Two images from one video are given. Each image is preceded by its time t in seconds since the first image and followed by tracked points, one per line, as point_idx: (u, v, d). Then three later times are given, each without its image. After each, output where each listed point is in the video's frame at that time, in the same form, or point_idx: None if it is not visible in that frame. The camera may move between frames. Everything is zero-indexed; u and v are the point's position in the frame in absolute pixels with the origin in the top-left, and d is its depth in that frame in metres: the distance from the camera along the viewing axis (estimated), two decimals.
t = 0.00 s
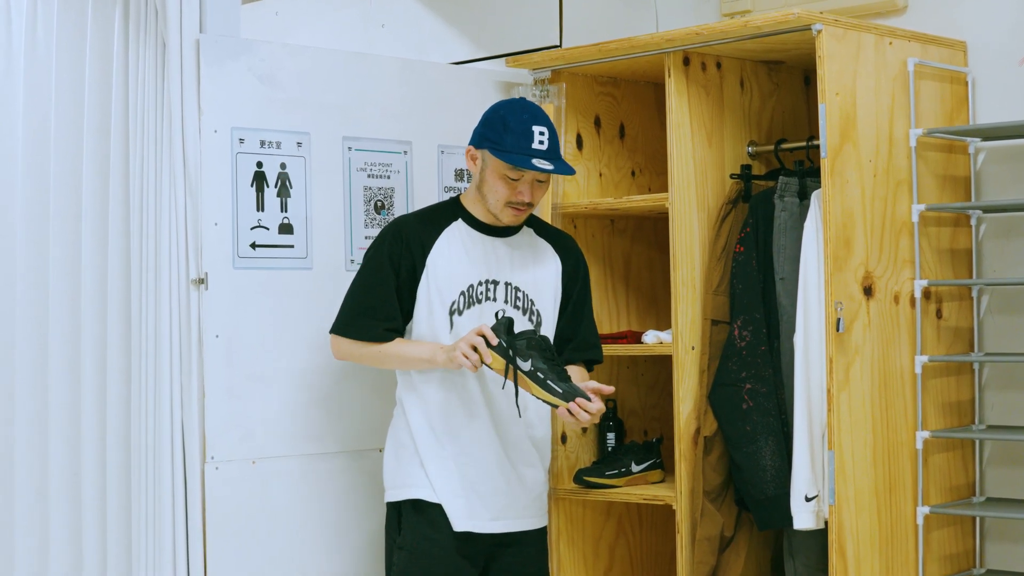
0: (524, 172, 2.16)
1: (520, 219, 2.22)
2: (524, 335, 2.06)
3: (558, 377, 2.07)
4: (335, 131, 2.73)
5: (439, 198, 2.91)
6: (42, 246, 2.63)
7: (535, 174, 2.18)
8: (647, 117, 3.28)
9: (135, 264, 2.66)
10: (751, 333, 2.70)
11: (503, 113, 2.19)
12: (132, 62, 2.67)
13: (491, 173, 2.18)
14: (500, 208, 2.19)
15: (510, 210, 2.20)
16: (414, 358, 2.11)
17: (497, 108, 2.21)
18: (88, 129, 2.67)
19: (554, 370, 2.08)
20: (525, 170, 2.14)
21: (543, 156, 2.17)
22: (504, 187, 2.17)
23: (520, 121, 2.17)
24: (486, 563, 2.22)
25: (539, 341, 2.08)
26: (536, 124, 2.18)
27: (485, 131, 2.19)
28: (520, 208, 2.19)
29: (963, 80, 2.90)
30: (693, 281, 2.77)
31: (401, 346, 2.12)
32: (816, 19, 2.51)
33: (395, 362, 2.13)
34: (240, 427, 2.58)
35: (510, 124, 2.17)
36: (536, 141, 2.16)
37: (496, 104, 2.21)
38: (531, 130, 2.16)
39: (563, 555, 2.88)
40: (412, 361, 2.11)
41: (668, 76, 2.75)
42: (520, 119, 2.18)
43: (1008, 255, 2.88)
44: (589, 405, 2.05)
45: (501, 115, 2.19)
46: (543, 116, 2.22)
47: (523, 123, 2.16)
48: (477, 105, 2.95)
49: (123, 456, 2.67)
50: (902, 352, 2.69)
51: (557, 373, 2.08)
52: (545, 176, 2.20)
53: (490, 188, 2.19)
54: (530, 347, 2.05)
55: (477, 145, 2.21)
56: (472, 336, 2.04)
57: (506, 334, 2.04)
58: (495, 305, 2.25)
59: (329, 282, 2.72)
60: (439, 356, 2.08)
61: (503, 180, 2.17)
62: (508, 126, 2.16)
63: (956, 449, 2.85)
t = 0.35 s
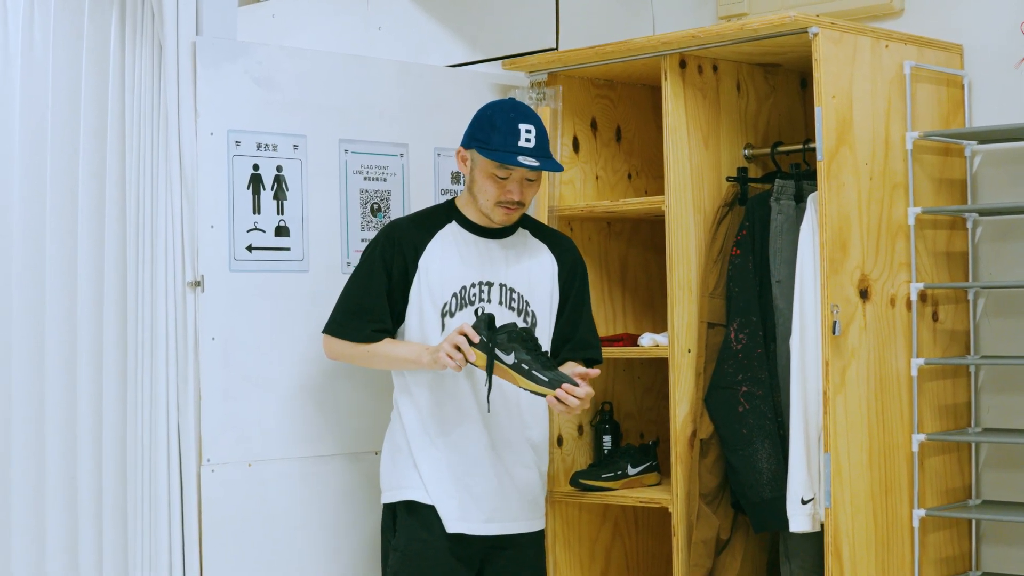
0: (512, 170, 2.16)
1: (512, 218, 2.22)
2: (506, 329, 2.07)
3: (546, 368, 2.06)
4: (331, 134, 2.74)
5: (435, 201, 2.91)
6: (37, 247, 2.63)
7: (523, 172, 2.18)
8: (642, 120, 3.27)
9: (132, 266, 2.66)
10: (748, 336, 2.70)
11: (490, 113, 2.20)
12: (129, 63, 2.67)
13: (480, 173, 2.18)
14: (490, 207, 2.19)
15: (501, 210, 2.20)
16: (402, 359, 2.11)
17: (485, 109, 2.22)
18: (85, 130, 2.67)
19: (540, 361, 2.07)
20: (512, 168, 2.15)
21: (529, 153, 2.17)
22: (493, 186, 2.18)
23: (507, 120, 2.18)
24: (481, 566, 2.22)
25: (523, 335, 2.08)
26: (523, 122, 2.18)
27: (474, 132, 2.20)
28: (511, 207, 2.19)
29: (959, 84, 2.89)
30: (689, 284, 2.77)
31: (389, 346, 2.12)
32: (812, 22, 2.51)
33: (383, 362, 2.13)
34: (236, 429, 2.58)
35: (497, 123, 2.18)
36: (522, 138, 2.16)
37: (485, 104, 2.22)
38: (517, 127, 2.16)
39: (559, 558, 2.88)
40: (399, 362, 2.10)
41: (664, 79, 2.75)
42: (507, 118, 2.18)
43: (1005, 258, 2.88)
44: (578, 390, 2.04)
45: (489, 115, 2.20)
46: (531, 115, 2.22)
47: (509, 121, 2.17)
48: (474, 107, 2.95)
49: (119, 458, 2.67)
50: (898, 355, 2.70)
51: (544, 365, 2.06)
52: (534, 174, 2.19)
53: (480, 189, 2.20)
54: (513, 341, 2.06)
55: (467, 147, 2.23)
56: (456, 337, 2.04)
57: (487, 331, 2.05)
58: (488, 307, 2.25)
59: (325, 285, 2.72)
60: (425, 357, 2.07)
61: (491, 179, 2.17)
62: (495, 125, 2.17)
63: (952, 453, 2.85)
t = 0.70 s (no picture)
0: (508, 170, 2.16)
1: (507, 220, 2.22)
2: (484, 383, 1.97)
3: (530, 394, 2.03)
4: (330, 135, 2.73)
5: (434, 203, 2.91)
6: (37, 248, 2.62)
7: (520, 172, 2.17)
8: (640, 121, 3.27)
9: (130, 268, 2.66)
10: (747, 337, 2.70)
11: (488, 113, 2.20)
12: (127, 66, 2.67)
13: (477, 173, 2.18)
14: (486, 208, 2.19)
15: (497, 210, 2.20)
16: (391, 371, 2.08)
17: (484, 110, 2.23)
18: (83, 132, 2.67)
19: (523, 392, 2.03)
20: (508, 168, 2.15)
21: (526, 154, 2.17)
22: (489, 186, 2.18)
23: (504, 120, 2.18)
24: (479, 567, 2.22)
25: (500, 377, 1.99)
26: (520, 122, 2.18)
27: (472, 132, 2.21)
28: (507, 207, 2.19)
29: (958, 84, 2.89)
30: (688, 285, 2.78)
31: (380, 356, 2.10)
32: (811, 23, 2.51)
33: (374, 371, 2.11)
34: (234, 431, 2.58)
35: (495, 123, 2.18)
36: (519, 139, 2.16)
37: (484, 105, 2.22)
38: (515, 128, 2.16)
39: (558, 559, 2.88)
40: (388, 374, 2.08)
41: (663, 80, 2.75)
42: (505, 118, 2.19)
43: (1003, 259, 2.88)
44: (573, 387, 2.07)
45: (487, 115, 2.20)
46: (529, 116, 2.22)
47: (507, 121, 2.17)
48: (473, 109, 2.95)
49: (117, 460, 2.67)
50: (897, 357, 2.70)
51: (527, 391, 2.03)
52: (532, 175, 2.19)
53: (477, 188, 2.20)
54: (493, 390, 1.99)
55: (465, 148, 2.24)
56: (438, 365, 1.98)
57: (463, 392, 1.96)
58: (487, 309, 2.25)
59: (324, 287, 2.72)
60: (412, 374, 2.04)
61: (488, 179, 2.17)
62: (492, 124, 2.17)
63: (951, 454, 2.85)
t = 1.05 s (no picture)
0: (513, 176, 2.14)
1: (510, 224, 2.22)
2: (491, 408, 1.99)
3: (535, 399, 2.06)
4: (334, 135, 2.73)
5: (438, 202, 2.91)
6: (38, 250, 2.63)
7: (524, 178, 2.16)
8: (644, 120, 3.27)
9: (134, 268, 2.66)
10: (751, 336, 2.70)
11: (493, 117, 2.18)
12: (132, 66, 2.67)
13: (481, 177, 2.17)
14: (489, 211, 2.19)
15: (500, 214, 2.20)
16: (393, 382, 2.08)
17: (489, 112, 2.21)
18: (87, 132, 2.67)
19: (530, 401, 2.05)
20: (513, 174, 2.13)
21: (531, 160, 2.15)
22: (493, 191, 2.17)
23: (510, 125, 2.16)
24: (485, 566, 2.22)
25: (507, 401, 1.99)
26: (526, 128, 2.17)
27: (477, 135, 2.19)
28: (510, 211, 2.19)
29: (963, 84, 2.89)
30: (691, 284, 2.77)
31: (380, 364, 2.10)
32: (815, 22, 2.51)
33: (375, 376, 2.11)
34: (238, 430, 2.58)
35: (500, 128, 2.16)
36: (524, 145, 2.15)
37: (488, 108, 2.20)
38: (520, 133, 2.15)
39: (562, 559, 2.88)
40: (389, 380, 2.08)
41: (667, 80, 2.75)
42: (510, 123, 2.17)
43: (1008, 258, 2.88)
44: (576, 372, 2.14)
45: (492, 119, 2.18)
46: (535, 120, 2.21)
47: (513, 126, 2.16)
48: (477, 108, 2.95)
49: (121, 460, 2.67)
50: (902, 356, 2.69)
51: (532, 399, 2.05)
52: (537, 180, 2.18)
53: (480, 192, 2.19)
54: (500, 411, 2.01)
55: (469, 150, 2.22)
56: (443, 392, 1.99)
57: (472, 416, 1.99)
58: (491, 310, 2.25)
59: (328, 286, 2.72)
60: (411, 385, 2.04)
61: (491, 184, 2.16)
62: (498, 129, 2.15)
63: (956, 453, 2.84)
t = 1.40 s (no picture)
0: (509, 180, 2.14)
1: (509, 222, 2.22)
2: (499, 381, 2.01)
3: (540, 362, 2.06)
4: (333, 131, 2.73)
5: (438, 198, 2.91)
6: (39, 248, 2.61)
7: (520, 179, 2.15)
8: (645, 115, 3.27)
9: (134, 264, 2.66)
10: (750, 333, 2.69)
11: (488, 119, 2.17)
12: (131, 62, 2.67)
13: (477, 180, 2.17)
14: (487, 213, 2.19)
15: (499, 214, 2.19)
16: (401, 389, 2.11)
17: (483, 114, 2.19)
18: (87, 129, 2.67)
19: (534, 366, 2.05)
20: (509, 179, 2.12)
21: (527, 163, 2.14)
22: (490, 193, 2.17)
23: (504, 127, 2.15)
24: (486, 562, 2.22)
25: (503, 369, 2.02)
26: (520, 130, 2.15)
27: (471, 137, 2.18)
28: (508, 212, 2.19)
29: (963, 80, 2.89)
30: (691, 280, 2.77)
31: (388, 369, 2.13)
32: (816, 18, 2.51)
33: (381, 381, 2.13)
34: (238, 426, 2.58)
35: (495, 131, 2.15)
36: (520, 147, 2.14)
37: (482, 110, 2.19)
38: (515, 136, 2.14)
39: (562, 555, 2.88)
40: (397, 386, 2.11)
41: (667, 76, 2.75)
42: (505, 124, 2.16)
43: (1007, 255, 2.88)
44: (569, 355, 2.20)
45: (487, 121, 2.18)
46: (530, 121, 2.19)
47: (507, 129, 2.14)
48: (477, 104, 2.94)
49: (121, 457, 2.67)
50: (901, 353, 2.69)
51: (534, 361, 2.05)
52: (533, 181, 2.17)
53: (478, 194, 2.19)
54: (507, 384, 2.02)
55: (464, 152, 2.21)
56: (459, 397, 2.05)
57: (484, 397, 2.02)
58: (491, 307, 2.24)
59: (328, 282, 2.71)
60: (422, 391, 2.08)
61: (488, 187, 2.16)
62: (493, 134, 2.15)
63: (955, 450, 2.85)
